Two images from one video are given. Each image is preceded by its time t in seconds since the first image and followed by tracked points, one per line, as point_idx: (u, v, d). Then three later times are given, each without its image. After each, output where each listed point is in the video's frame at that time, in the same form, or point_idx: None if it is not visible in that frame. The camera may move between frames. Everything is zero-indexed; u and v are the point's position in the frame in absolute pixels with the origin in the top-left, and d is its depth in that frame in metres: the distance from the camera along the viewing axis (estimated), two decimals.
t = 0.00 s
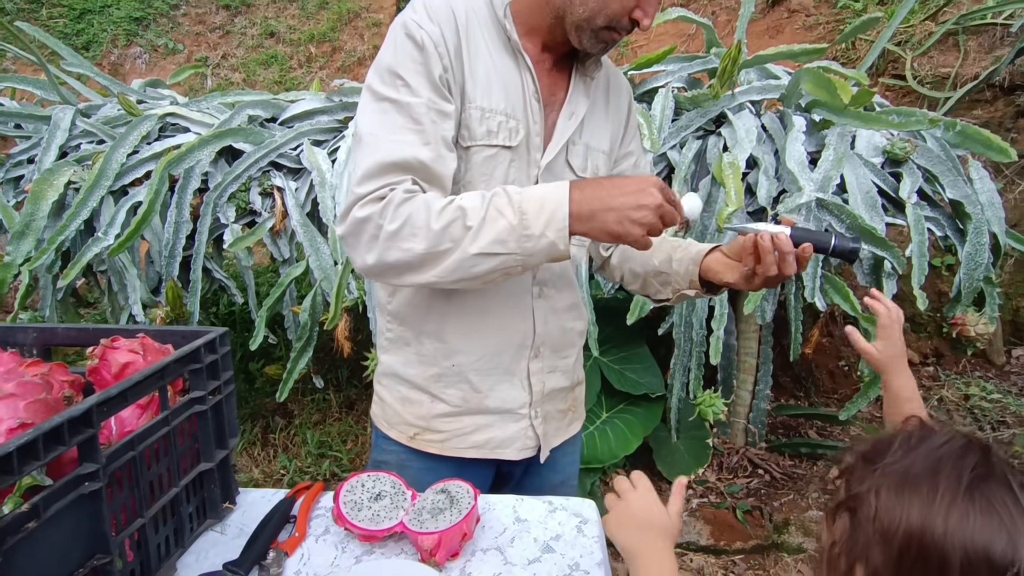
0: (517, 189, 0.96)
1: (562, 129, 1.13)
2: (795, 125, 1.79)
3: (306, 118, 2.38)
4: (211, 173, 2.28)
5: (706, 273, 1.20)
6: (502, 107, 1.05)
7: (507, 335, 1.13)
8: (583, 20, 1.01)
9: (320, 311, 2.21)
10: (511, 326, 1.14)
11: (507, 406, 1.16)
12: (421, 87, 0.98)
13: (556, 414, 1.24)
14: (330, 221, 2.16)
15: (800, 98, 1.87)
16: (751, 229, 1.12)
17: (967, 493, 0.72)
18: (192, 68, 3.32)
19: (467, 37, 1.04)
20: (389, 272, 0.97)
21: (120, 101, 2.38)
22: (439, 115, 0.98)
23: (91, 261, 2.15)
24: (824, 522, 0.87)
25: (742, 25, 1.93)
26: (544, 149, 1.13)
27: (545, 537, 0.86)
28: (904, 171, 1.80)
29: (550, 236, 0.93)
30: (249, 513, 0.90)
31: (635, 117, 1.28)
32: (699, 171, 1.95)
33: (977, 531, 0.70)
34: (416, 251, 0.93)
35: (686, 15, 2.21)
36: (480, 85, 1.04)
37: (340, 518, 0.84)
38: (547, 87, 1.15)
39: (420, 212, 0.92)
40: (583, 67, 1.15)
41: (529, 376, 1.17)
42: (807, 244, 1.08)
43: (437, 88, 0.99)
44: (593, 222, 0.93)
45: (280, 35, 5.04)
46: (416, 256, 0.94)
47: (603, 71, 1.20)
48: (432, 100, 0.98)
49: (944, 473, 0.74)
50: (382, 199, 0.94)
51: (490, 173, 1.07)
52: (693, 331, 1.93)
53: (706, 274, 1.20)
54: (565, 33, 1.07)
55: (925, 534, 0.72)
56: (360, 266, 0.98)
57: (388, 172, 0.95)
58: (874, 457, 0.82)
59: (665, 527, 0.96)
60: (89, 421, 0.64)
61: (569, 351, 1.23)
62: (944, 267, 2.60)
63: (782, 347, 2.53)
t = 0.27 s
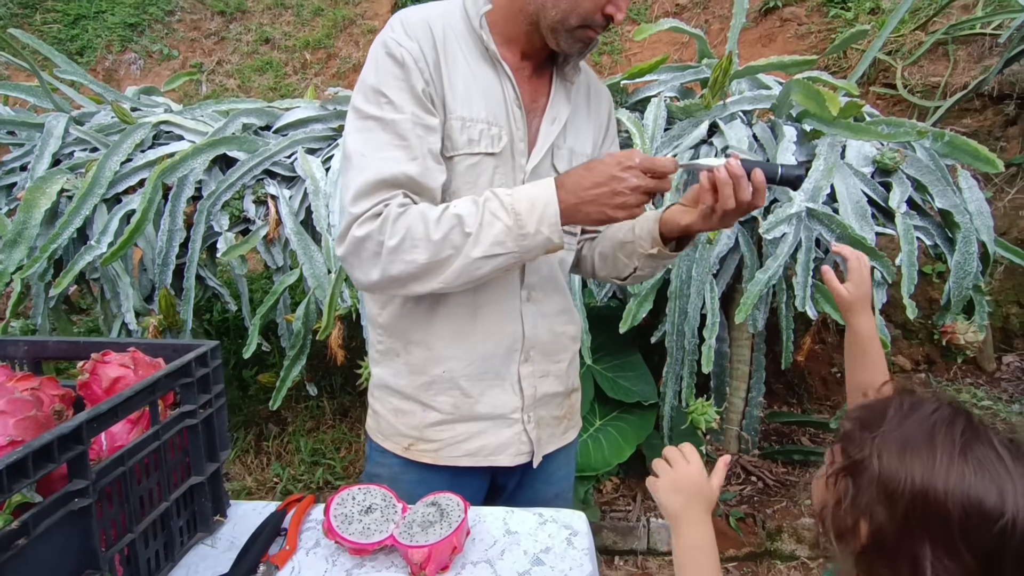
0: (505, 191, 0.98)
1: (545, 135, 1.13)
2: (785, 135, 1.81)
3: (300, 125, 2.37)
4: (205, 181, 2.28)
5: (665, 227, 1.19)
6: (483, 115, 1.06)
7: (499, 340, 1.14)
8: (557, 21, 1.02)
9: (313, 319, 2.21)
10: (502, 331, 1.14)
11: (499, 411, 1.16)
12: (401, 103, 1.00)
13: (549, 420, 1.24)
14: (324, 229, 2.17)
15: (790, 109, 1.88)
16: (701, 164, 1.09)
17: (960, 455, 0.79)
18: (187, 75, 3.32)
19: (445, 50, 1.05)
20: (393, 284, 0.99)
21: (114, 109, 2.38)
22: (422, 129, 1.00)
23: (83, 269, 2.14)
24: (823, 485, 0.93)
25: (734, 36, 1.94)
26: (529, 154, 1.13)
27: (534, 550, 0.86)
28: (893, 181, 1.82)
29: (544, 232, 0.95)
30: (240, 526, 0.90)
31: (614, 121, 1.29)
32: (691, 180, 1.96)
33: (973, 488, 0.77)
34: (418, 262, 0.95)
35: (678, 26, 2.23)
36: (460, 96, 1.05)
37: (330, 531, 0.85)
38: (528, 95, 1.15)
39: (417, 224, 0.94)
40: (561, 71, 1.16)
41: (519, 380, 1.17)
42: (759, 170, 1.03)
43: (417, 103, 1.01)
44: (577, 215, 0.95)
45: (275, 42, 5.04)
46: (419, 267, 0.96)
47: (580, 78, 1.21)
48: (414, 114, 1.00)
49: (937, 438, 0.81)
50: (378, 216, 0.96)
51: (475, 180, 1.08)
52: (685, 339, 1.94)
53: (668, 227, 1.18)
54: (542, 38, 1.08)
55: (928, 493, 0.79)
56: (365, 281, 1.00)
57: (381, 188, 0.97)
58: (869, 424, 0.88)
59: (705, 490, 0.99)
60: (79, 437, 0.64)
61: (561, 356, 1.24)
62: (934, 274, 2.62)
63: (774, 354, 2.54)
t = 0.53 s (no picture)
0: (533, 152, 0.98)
1: (530, 134, 1.14)
2: (781, 145, 1.83)
3: (299, 134, 2.39)
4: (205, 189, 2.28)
5: (644, 221, 1.19)
6: (468, 115, 1.07)
7: (497, 341, 1.15)
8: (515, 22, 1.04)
9: (311, 326, 2.22)
10: (499, 335, 1.15)
11: (503, 409, 1.16)
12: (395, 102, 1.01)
13: (549, 420, 1.23)
14: (323, 237, 2.17)
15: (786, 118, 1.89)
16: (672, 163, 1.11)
17: (946, 456, 0.80)
18: (187, 82, 3.33)
19: (426, 56, 1.08)
20: (431, 263, 0.96)
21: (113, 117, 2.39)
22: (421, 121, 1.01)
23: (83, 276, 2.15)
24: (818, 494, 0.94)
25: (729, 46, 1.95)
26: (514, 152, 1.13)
27: (530, 560, 0.87)
28: (889, 190, 1.83)
29: (583, 175, 0.93)
30: (238, 536, 0.91)
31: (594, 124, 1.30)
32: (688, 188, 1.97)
33: (961, 488, 0.78)
34: (461, 229, 0.93)
35: (675, 36, 2.24)
36: (445, 96, 1.06)
37: (328, 543, 0.85)
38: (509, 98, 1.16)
39: (453, 193, 0.94)
40: (538, 75, 1.18)
41: (521, 377, 1.17)
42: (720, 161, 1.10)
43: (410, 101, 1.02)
44: (613, 153, 0.94)
45: (274, 48, 5.05)
46: (460, 235, 0.93)
47: (557, 82, 1.22)
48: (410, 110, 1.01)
49: (923, 441, 0.82)
50: (410, 194, 0.95)
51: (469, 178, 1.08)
52: (682, 347, 1.94)
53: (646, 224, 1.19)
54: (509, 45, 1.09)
55: (919, 497, 0.79)
56: (401, 265, 0.96)
57: (407, 168, 0.97)
58: (856, 432, 0.89)
59: (649, 506, 1.00)
60: (79, 451, 0.65)
61: (558, 358, 1.24)
62: (930, 280, 2.63)
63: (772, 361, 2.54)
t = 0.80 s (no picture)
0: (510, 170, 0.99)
1: (521, 151, 1.15)
2: (778, 160, 1.83)
3: (300, 147, 2.40)
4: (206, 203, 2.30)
5: (631, 235, 1.21)
6: (456, 135, 1.08)
7: (489, 359, 1.16)
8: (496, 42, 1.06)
9: (311, 339, 2.23)
10: (489, 350, 1.16)
11: (485, 422, 1.16)
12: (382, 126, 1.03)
13: (537, 435, 1.23)
14: (323, 251, 2.19)
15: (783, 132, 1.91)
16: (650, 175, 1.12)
17: (944, 502, 0.82)
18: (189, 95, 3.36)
19: (415, 78, 1.09)
20: (415, 283, 0.98)
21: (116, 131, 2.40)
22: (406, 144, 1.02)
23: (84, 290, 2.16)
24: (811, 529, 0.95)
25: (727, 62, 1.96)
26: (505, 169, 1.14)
27: None
28: (885, 204, 1.84)
29: (555, 191, 0.94)
30: (238, 554, 0.91)
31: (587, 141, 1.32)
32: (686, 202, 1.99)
33: (958, 535, 0.80)
34: (439, 249, 0.95)
35: (672, 52, 2.26)
36: (432, 117, 1.07)
37: (327, 560, 0.86)
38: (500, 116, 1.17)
39: (431, 215, 0.95)
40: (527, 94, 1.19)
41: (502, 392, 1.18)
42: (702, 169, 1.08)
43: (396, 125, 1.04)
44: (580, 165, 0.95)
45: (276, 61, 5.09)
46: (438, 256, 0.95)
47: (547, 100, 1.24)
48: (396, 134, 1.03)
49: (921, 486, 0.84)
50: (390, 218, 0.97)
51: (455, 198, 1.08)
52: (680, 360, 1.95)
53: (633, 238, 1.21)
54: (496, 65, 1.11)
55: (914, 541, 0.81)
56: (386, 285, 0.99)
57: (389, 193, 0.99)
58: (851, 471, 0.90)
59: (619, 519, 1.00)
60: (83, 471, 0.66)
61: (550, 373, 1.25)
62: (928, 292, 2.64)
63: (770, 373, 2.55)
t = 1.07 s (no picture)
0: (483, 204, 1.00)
1: (513, 166, 1.16)
2: (775, 171, 1.84)
3: (300, 158, 2.40)
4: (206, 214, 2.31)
5: (621, 243, 1.22)
6: (444, 156, 1.09)
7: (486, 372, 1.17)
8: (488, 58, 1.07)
9: (310, 349, 2.23)
10: (486, 364, 1.17)
11: (478, 435, 1.17)
12: (368, 151, 1.04)
13: (533, 448, 1.24)
14: (323, 262, 2.20)
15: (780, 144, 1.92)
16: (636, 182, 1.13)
17: (901, 529, 0.83)
18: (191, 106, 3.37)
19: (405, 100, 1.10)
20: (388, 312, 1.00)
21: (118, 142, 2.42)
22: (391, 171, 1.03)
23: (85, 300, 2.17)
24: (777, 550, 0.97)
25: (723, 75, 1.97)
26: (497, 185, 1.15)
27: None
28: (882, 216, 1.85)
29: (522, 232, 0.95)
30: (237, 568, 0.92)
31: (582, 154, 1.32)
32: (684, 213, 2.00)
33: (912, 562, 0.81)
34: (409, 283, 0.96)
35: (670, 64, 2.27)
36: (420, 139, 1.08)
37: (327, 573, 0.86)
38: (493, 131, 1.19)
39: (404, 248, 0.97)
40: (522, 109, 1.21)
41: (496, 406, 1.19)
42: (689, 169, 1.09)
43: (383, 150, 1.05)
44: (548, 205, 0.95)
45: (277, 71, 5.11)
46: (409, 288, 0.97)
47: (541, 114, 1.25)
48: (382, 160, 1.04)
49: (880, 512, 0.84)
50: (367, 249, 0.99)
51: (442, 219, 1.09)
52: (679, 371, 1.95)
53: (623, 246, 1.22)
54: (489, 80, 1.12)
55: (869, 566, 0.82)
56: (362, 313, 1.01)
57: (367, 223, 1.00)
58: (815, 494, 0.91)
59: (595, 536, 0.92)
60: (86, 486, 0.67)
61: (547, 387, 1.25)
62: (926, 302, 2.65)
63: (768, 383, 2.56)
